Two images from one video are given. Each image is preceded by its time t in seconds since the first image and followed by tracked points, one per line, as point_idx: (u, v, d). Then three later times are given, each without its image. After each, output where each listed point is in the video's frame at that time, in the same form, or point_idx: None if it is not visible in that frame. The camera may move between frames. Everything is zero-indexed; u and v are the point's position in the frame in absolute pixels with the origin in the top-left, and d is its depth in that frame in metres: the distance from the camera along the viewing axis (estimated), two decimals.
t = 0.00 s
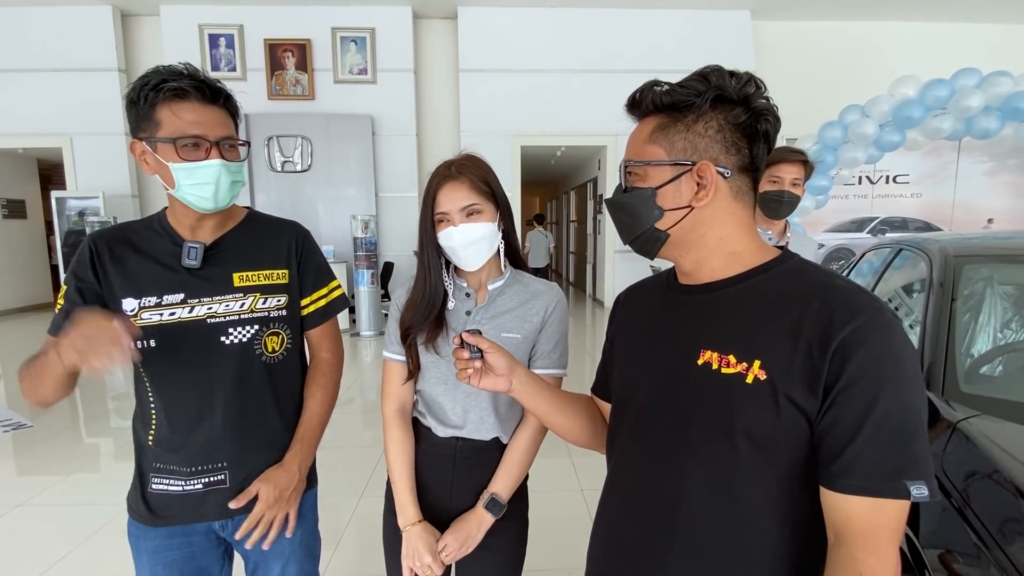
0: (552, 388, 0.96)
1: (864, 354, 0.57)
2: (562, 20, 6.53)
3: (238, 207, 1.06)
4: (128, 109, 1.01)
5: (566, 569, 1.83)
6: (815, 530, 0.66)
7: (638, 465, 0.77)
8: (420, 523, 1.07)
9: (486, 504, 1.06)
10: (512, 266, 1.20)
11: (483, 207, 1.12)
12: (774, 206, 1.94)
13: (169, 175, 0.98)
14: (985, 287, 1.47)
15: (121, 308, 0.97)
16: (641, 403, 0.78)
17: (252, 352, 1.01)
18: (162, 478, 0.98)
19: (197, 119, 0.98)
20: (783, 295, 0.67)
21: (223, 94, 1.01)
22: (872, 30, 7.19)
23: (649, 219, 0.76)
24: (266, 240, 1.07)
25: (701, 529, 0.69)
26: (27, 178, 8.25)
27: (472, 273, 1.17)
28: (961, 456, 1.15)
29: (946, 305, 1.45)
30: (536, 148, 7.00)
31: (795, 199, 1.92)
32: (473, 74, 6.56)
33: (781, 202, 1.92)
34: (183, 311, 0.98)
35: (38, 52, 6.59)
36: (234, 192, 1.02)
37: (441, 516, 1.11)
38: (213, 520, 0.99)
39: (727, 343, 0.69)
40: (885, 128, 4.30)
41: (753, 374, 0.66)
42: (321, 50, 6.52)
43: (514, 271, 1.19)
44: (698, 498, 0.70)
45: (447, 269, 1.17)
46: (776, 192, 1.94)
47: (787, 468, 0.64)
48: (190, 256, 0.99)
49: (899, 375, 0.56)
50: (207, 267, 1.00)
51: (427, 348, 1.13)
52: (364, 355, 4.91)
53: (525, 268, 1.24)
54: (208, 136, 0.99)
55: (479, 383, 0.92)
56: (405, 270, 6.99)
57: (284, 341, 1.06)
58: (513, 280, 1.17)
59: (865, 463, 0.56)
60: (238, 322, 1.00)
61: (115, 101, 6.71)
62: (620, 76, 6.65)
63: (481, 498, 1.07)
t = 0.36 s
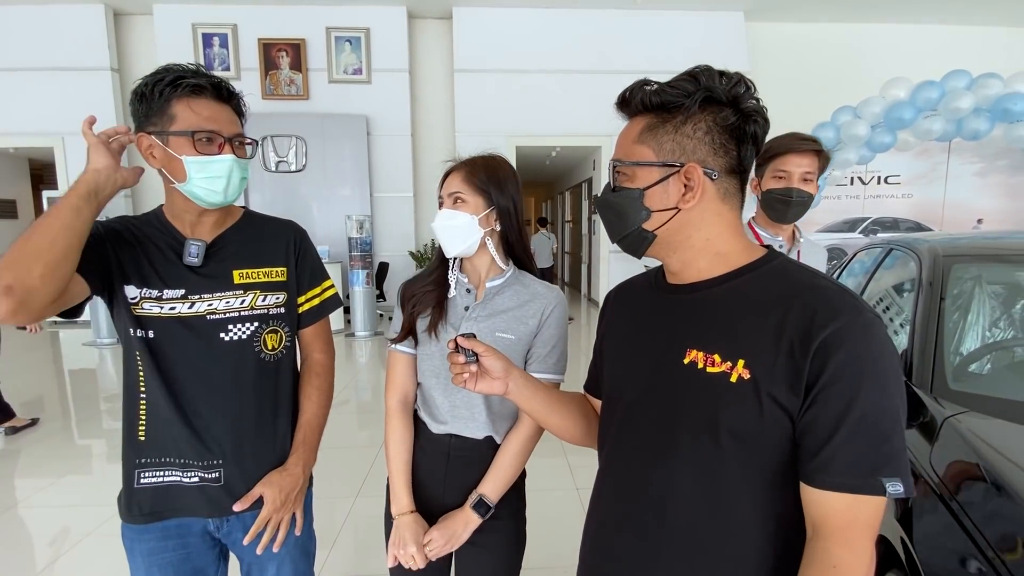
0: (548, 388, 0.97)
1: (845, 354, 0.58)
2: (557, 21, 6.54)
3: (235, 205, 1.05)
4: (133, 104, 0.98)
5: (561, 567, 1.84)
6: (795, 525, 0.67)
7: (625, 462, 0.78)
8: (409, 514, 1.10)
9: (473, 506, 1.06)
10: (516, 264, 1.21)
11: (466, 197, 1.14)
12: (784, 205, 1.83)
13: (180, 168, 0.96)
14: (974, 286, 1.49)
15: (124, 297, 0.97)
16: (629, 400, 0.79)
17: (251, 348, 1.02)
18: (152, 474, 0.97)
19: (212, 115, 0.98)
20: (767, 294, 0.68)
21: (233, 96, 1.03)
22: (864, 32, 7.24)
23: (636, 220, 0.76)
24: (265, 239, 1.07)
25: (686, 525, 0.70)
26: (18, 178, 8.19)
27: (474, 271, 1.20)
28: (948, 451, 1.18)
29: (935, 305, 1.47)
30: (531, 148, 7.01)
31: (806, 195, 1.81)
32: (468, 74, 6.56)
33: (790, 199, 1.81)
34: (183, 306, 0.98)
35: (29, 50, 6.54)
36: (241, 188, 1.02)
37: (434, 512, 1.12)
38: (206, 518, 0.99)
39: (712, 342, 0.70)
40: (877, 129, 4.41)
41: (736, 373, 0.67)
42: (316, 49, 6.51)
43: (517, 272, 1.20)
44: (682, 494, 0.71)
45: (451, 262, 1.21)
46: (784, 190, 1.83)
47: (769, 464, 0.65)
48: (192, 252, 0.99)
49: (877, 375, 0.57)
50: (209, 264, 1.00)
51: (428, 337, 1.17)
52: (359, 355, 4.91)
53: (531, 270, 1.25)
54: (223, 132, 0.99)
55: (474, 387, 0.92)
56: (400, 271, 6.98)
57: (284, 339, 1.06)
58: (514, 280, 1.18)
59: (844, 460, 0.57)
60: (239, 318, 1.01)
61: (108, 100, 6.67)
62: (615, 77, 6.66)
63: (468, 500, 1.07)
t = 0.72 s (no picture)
0: (544, 386, 0.98)
1: (824, 350, 0.60)
2: (552, 22, 6.56)
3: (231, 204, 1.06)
4: (131, 103, 0.98)
5: (557, 565, 1.86)
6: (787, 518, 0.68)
7: (618, 458, 0.80)
8: (408, 504, 1.12)
9: (471, 499, 1.07)
10: (515, 262, 1.22)
11: (466, 200, 1.15)
12: (816, 197, 1.45)
13: (180, 168, 0.97)
14: (963, 285, 1.51)
15: (124, 296, 0.96)
16: (619, 397, 0.80)
17: (253, 346, 1.03)
18: (152, 475, 0.97)
19: (211, 113, 0.99)
20: (751, 292, 0.69)
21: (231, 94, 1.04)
22: (857, 34, 7.30)
23: (624, 220, 0.78)
24: (263, 238, 1.09)
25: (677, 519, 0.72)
26: (10, 178, 8.14)
27: (474, 269, 1.21)
28: (935, 446, 1.21)
29: (923, 305, 1.50)
30: (527, 149, 7.03)
31: (845, 183, 1.41)
32: (463, 74, 6.57)
33: (824, 189, 1.42)
34: (185, 306, 0.99)
35: (22, 50, 6.51)
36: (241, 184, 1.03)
37: (432, 504, 1.14)
38: (208, 517, 1.00)
39: (699, 340, 0.71)
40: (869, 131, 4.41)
41: (722, 370, 0.68)
42: (311, 49, 6.50)
43: (516, 270, 1.21)
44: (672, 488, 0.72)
45: (452, 261, 1.22)
46: (816, 178, 1.45)
47: (753, 459, 0.66)
48: (193, 252, 1.00)
49: (857, 370, 0.59)
50: (209, 264, 1.01)
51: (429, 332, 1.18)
52: (355, 356, 4.91)
53: (532, 270, 1.25)
54: (222, 130, 1.00)
55: (470, 388, 0.93)
56: (396, 271, 6.99)
57: (284, 337, 1.08)
58: (512, 277, 1.19)
59: (827, 454, 0.59)
60: (241, 317, 1.02)
61: (102, 100, 6.65)
62: (609, 78, 6.69)
63: (466, 495, 1.08)
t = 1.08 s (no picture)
0: (531, 380, 1.00)
1: (787, 344, 0.62)
2: (548, 23, 6.59)
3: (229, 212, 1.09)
4: (139, 109, 1.01)
5: (550, 562, 1.88)
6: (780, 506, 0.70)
7: (598, 450, 0.83)
8: (410, 496, 1.14)
9: (472, 487, 1.10)
10: (509, 263, 1.24)
11: (462, 207, 1.17)
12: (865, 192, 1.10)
13: (184, 178, 1.00)
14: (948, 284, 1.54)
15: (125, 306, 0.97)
16: (601, 395, 0.83)
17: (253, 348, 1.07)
18: (156, 477, 0.98)
19: (218, 127, 1.02)
20: (724, 293, 0.71)
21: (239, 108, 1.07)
22: (850, 36, 7.36)
23: (600, 222, 0.81)
24: (258, 243, 1.13)
25: (656, 507, 0.75)
26: (5, 178, 8.10)
27: (470, 268, 1.23)
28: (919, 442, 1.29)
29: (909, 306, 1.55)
30: (523, 150, 7.06)
31: (907, 177, 1.05)
32: (459, 75, 6.59)
33: (876, 183, 1.07)
34: (188, 310, 1.01)
35: (17, 50, 6.49)
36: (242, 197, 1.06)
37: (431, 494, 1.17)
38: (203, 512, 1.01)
39: (673, 338, 0.74)
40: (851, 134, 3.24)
41: (694, 366, 0.71)
42: (307, 50, 6.51)
43: (510, 269, 1.24)
44: (652, 479, 0.75)
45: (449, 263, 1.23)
46: (871, 168, 1.10)
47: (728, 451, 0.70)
48: (194, 257, 1.02)
49: (830, 363, 0.60)
50: (209, 269, 1.04)
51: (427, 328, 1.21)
52: (351, 356, 4.93)
53: (524, 269, 1.28)
54: (227, 144, 1.03)
55: (461, 380, 0.96)
56: (392, 271, 7.01)
57: (279, 339, 1.13)
58: (507, 276, 1.22)
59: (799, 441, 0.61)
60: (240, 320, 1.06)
61: (97, 100, 6.63)
62: (604, 79, 6.72)
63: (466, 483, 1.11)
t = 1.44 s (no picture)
0: (527, 371, 1.05)
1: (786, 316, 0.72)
2: (544, 25, 6.64)
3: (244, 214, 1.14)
4: (158, 116, 1.06)
5: (547, 553, 1.95)
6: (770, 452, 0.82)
7: (607, 440, 0.86)
8: (414, 482, 1.19)
9: (473, 471, 1.15)
10: (505, 263, 1.29)
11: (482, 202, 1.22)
12: (841, 197, 1.08)
13: (206, 175, 1.05)
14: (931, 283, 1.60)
15: (143, 310, 1.01)
16: (607, 387, 0.86)
17: (266, 347, 1.13)
18: (176, 469, 1.03)
19: (235, 126, 1.08)
20: (718, 280, 0.77)
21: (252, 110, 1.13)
22: (843, 39, 7.44)
23: (593, 227, 0.85)
24: (270, 246, 1.18)
25: (673, 487, 0.79)
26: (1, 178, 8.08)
27: (466, 267, 1.28)
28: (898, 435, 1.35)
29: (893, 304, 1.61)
30: (519, 151, 7.11)
31: (883, 185, 1.03)
32: (456, 77, 6.64)
33: (850, 189, 1.06)
34: (206, 312, 1.05)
35: (15, 50, 6.51)
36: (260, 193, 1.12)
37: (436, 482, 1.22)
38: (225, 496, 1.08)
39: (677, 327, 0.79)
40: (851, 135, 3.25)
41: (701, 352, 0.76)
42: (306, 51, 6.54)
43: (504, 267, 1.29)
44: (666, 462, 0.79)
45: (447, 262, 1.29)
46: (850, 174, 1.08)
47: (736, 420, 0.76)
48: (215, 261, 1.07)
49: (813, 328, 0.72)
50: (227, 271, 1.09)
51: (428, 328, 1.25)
52: (349, 355, 4.97)
53: (520, 267, 1.33)
54: (246, 141, 1.09)
55: (460, 368, 1.00)
56: (390, 271, 7.05)
57: (287, 337, 1.19)
58: (502, 274, 1.27)
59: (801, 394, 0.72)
60: (256, 321, 1.11)
61: (95, 101, 6.64)
62: (600, 81, 6.78)
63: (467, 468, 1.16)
